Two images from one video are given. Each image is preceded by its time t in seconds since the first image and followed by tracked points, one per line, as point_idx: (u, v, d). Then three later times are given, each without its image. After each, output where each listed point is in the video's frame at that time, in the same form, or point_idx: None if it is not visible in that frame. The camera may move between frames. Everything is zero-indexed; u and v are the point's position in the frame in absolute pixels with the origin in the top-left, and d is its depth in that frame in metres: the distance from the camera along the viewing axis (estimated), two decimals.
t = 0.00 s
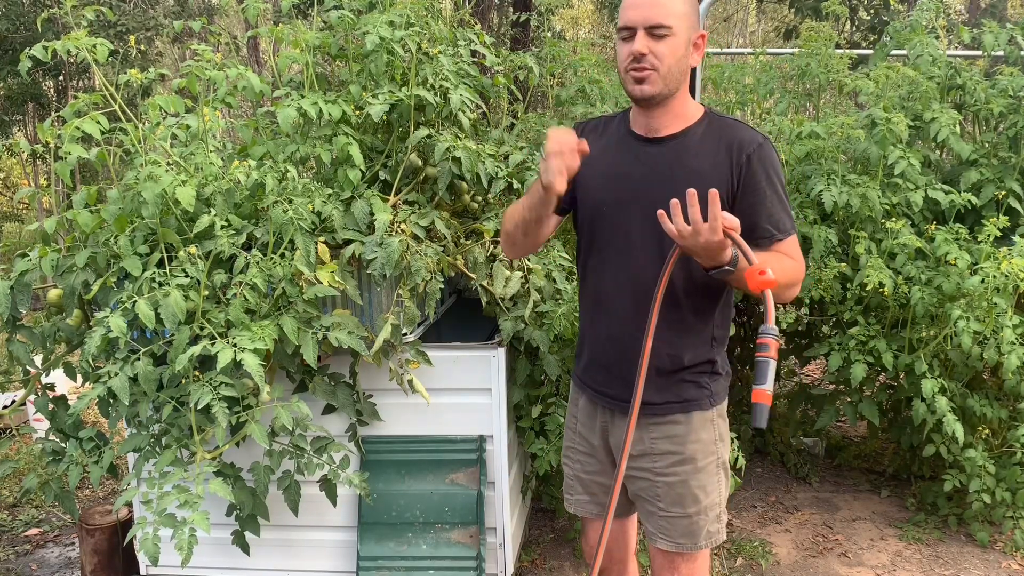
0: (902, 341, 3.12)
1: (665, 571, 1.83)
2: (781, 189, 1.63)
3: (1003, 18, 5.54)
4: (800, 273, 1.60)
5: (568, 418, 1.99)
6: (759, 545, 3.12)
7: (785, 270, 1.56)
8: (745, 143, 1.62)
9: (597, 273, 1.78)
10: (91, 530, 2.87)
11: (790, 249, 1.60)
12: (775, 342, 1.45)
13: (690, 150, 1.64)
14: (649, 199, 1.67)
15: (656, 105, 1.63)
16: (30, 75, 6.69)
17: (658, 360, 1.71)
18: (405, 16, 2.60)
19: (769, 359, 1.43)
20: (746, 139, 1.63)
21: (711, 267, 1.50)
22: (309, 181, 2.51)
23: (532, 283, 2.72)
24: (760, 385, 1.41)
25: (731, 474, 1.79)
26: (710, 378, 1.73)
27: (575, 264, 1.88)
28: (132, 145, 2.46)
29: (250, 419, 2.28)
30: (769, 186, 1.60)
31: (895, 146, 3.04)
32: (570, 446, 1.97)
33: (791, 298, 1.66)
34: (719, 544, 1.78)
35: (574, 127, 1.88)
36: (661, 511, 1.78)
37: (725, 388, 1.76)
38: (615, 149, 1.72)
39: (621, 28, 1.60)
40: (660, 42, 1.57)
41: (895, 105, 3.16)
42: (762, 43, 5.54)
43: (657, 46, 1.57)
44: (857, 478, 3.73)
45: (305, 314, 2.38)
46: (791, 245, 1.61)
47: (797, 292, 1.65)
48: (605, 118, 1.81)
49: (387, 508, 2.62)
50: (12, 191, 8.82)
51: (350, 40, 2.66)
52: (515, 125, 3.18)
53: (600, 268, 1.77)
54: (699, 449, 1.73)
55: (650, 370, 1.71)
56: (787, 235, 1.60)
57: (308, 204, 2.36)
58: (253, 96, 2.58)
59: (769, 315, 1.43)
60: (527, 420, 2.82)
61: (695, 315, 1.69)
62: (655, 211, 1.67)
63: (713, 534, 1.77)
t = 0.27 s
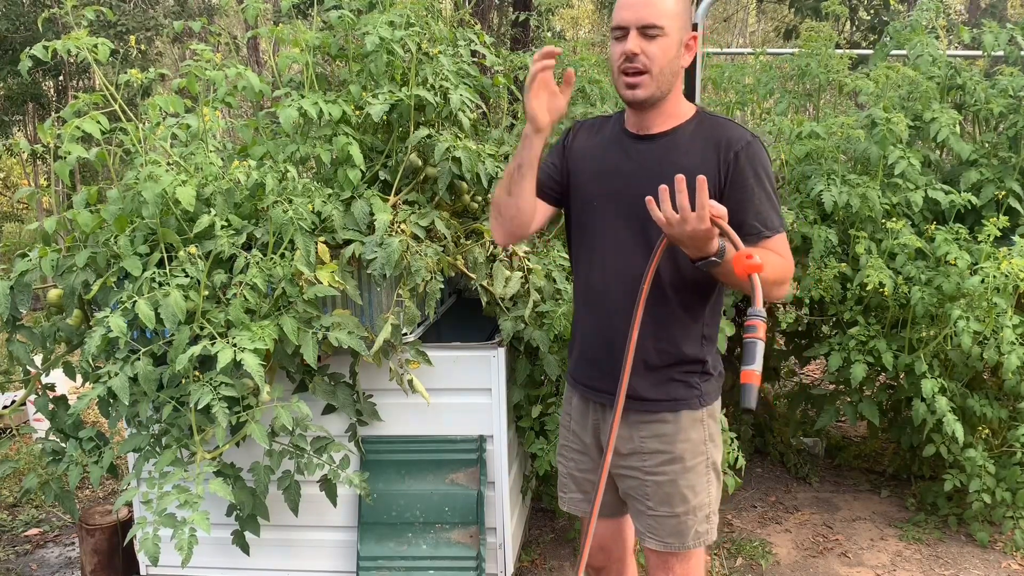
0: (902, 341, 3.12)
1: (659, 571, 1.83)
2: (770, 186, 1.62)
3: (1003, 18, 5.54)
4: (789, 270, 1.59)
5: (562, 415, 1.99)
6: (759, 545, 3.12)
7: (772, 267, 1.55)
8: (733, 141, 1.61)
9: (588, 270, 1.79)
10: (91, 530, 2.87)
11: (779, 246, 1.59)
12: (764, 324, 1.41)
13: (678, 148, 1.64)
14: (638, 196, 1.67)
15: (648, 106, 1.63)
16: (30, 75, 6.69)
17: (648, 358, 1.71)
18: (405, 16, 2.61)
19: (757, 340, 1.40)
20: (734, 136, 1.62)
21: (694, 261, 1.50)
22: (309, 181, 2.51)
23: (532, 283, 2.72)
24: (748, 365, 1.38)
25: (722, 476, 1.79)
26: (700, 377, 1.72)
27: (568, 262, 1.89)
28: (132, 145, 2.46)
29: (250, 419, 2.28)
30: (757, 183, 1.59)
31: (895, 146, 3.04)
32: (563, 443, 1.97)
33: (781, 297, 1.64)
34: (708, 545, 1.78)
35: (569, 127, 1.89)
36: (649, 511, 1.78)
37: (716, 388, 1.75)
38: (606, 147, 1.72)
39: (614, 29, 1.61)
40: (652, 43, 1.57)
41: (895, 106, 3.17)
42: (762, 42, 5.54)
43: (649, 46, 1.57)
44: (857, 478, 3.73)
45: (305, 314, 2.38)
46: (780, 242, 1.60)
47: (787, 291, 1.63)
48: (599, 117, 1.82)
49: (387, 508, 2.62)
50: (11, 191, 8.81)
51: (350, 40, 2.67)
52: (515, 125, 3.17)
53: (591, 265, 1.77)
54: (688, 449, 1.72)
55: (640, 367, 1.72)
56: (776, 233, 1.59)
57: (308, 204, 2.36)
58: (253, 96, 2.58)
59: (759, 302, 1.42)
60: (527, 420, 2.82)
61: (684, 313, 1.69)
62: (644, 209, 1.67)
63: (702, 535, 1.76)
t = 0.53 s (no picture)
0: (902, 341, 3.12)
1: (654, 570, 1.83)
2: (755, 181, 1.61)
3: (1003, 17, 5.55)
4: (775, 264, 1.57)
5: (557, 414, 2.00)
6: (759, 545, 3.12)
7: (756, 261, 1.53)
8: (716, 137, 1.61)
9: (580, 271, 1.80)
10: (91, 530, 2.87)
11: (764, 240, 1.57)
12: (740, 327, 1.41)
13: (663, 146, 1.64)
14: (625, 195, 1.68)
15: (641, 109, 1.64)
16: (30, 75, 6.69)
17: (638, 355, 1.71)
18: (405, 16, 2.61)
19: (733, 342, 1.38)
20: (717, 132, 1.62)
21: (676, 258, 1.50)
22: (309, 181, 2.51)
23: (532, 283, 2.72)
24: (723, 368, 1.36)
25: (712, 475, 1.77)
26: (691, 374, 1.71)
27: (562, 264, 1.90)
28: (132, 145, 2.46)
29: (250, 419, 2.28)
30: (741, 178, 1.58)
31: (895, 146, 3.04)
32: (557, 442, 1.98)
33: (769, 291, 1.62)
34: (697, 543, 1.77)
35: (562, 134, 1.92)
36: (638, 508, 1.78)
37: (709, 385, 1.74)
38: (594, 149, 1.74)
39: (611, 29, 1.61)
40: (650, 46, 1.59)
41: (895, 106, 3.17)
42: (762, 42, 5.54)
43: (647, 49, 1.59)
44: (857, 478, 3.73)
45: (305, 315, 2.38)
46: (766, 236, 1.58)
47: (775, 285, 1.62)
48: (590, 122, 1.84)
49: (387, 508, 2.62)
50: (12, 191, 8.81)
51: (350, 40, 2.67)
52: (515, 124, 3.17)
53: (582, 265, 1.78)
54: (678, 446, 1.72)
55: (632, 366, 1.72)
56: (761, 227, 1.58)
57: (308, 204, 2.36)
58: (253, 96, 2.58)
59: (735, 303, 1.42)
60: (527, 421, 2.82)
61: (673, 309, 1.68)
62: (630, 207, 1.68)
63: (690, 534, 1.76)
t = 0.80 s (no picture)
0: (902, 341, 3.12)
1: (655, 569, 1.82)
2: (752, 177, 1.61)
3: (1003, 17, 5.55)
4: (772, 260, 1.57)
5: (557, 414, 2.00)
6: (759, 545, 3.12)
7: (753, 258, 1.53)
8: (711, 133, 1.61)
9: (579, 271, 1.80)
10: (91, 530, 2.87)
11: (761, 236, 1.57)
12: (725, 331, 1.43)
13: (659, 144, 1.65)
14: (623, 193, 1.68)
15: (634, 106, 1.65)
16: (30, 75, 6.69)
17: (639, 353, 1.71)
18: (405, 16, 2.61)
19: (717, 345, 1.40)
20: (713, 129, 1.62)
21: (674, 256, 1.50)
22: (309, 181, 2.51)
23: (532, 283, 2.72)
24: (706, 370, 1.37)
25: (712, 473, 1.77)
26: (692, 372, 1.71)
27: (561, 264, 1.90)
28: (132, 145, 2.46)
29: (250, 419, 2.28)
30: (737, 174, 1.58)
31: (895, 145, 3.04)
32: (557, 442, 1.98)
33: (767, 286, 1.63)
34: (698, 541, 1.77)
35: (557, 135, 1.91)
36: (640, 507, 1.78)
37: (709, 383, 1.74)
38: (590, 149, 1.74)
39: (603, 30, 1.62)
40: (643, 44, 1.60)
41: (895, 106, 3.17)
42: (762, 42, 5.54)
43: (640, 47, 1.60)
44: (857, 478, 3.73)
45: (305, 315, 2.38)
46: (763, 231, 1.58)
47: (772, 280, 1.62)
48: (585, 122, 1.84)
49: (387, 508, 2.62)
50: (12, 191, 8.81)
51: (350, 40, 2.67)
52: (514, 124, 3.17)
53: (581, 265, 1.78)
54: (679, 445, 1.72)
55: (633, 364, 1.72)
56: (758, 223, 1.58)
57: (308, 204, 2.36)
58: (253, 96, 2.58)
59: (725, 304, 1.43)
60: (527, 421, 2.82)
61: (672, 307, 1.68)
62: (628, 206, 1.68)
63: (692, 532, 1.75)
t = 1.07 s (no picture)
0: (902, 341, 3.12)
1: (658, 569, 1.82)
2: (755, 175, 1.62)
3: (1004, 17, 5.55)
4: (777, 256, 1.59)
5: (559, 416, 1.99)
6: (758, 545, 3.12)
7: (760, 253, 1.54)
8: (715, 132, 1.62)
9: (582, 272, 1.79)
10: (91, 530, 2.87)
11: (766, 232, 1.59)
12: (747, 315, 1.44)
13: (664, 143, 1.65)
14: (628, 193, 1.68)
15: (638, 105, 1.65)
16: (30, 75, 6.69)
17: (645, 353, 1.71)
18: (405, 16, 2.61)
19: (741, 331, 1.41)
20: (716, 128, 1.63)
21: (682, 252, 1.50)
22: (309, 181, 2.51)
23: (532, 283, 2.72)
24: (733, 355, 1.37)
25: (718, 471, 1.80)
26: (698, 370, 1.72)
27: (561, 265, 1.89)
28: (132, 145, 2.46)
29: (250, 419, 2.28)
30: (742, 172, 1.60)
31: (895, 145, 3.04)
32: (560, 444, 1.98)
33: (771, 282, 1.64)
34: (706, 540, 1.78)
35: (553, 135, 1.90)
36: (649, 507, 1.77)
37: (714, 381, 1.75)
38: (593, 149, 1.74)
39: (602, 31, 1.62)
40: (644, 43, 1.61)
41: (895, 106, 3.17)
42: (762, 42, 5.54)
43: (642, 45, 1.60)
44: (857, 478, 3.73)
45: (305, 314, 2.38)
46: (768, 228, 1.60)
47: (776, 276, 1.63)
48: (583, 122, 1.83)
49: (387, 508, 2.62)
50: (12, 191, 8.82)
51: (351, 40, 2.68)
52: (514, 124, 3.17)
53: (584, 265, 1.77)
54: (688, 444, 1.73)
55: (640, 364, 1.72)
56: (763, 220, 1.59)
57: (308, 204, 2.36)
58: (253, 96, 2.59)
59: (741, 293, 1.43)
60: (527, 420, 2.82)
61: (678, 306, 1.69)
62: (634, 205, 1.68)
63: (700, 530, 1.77)
